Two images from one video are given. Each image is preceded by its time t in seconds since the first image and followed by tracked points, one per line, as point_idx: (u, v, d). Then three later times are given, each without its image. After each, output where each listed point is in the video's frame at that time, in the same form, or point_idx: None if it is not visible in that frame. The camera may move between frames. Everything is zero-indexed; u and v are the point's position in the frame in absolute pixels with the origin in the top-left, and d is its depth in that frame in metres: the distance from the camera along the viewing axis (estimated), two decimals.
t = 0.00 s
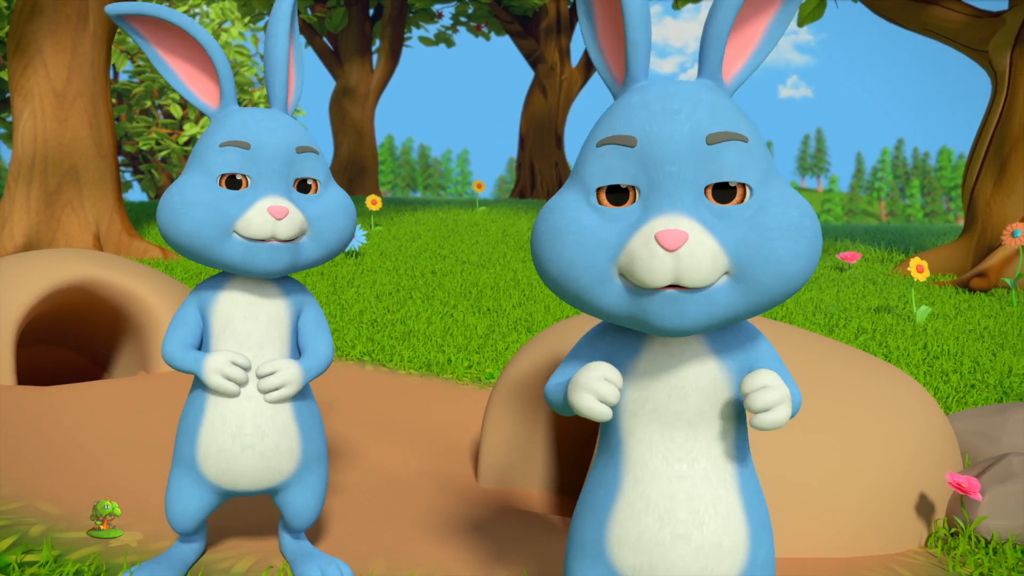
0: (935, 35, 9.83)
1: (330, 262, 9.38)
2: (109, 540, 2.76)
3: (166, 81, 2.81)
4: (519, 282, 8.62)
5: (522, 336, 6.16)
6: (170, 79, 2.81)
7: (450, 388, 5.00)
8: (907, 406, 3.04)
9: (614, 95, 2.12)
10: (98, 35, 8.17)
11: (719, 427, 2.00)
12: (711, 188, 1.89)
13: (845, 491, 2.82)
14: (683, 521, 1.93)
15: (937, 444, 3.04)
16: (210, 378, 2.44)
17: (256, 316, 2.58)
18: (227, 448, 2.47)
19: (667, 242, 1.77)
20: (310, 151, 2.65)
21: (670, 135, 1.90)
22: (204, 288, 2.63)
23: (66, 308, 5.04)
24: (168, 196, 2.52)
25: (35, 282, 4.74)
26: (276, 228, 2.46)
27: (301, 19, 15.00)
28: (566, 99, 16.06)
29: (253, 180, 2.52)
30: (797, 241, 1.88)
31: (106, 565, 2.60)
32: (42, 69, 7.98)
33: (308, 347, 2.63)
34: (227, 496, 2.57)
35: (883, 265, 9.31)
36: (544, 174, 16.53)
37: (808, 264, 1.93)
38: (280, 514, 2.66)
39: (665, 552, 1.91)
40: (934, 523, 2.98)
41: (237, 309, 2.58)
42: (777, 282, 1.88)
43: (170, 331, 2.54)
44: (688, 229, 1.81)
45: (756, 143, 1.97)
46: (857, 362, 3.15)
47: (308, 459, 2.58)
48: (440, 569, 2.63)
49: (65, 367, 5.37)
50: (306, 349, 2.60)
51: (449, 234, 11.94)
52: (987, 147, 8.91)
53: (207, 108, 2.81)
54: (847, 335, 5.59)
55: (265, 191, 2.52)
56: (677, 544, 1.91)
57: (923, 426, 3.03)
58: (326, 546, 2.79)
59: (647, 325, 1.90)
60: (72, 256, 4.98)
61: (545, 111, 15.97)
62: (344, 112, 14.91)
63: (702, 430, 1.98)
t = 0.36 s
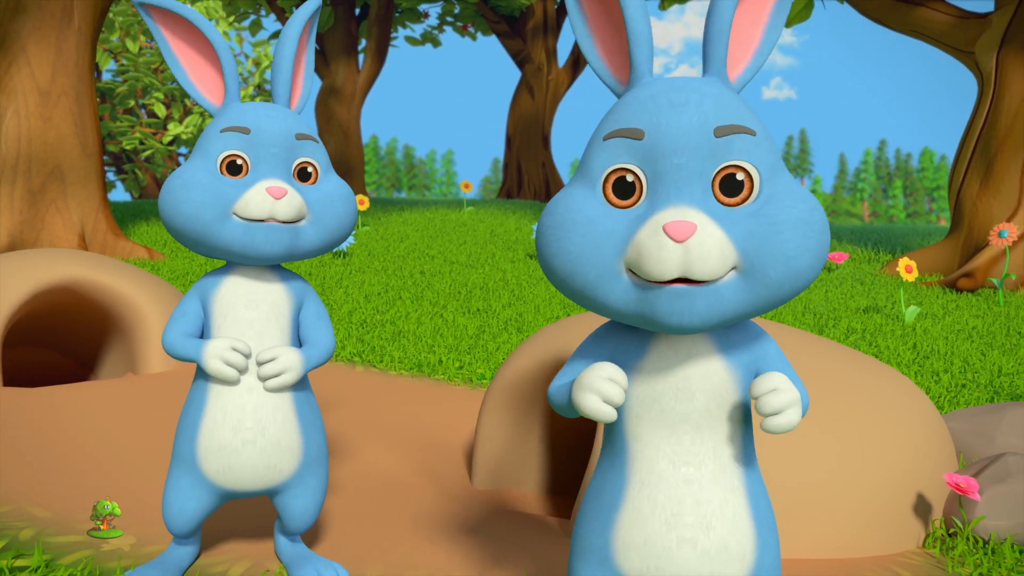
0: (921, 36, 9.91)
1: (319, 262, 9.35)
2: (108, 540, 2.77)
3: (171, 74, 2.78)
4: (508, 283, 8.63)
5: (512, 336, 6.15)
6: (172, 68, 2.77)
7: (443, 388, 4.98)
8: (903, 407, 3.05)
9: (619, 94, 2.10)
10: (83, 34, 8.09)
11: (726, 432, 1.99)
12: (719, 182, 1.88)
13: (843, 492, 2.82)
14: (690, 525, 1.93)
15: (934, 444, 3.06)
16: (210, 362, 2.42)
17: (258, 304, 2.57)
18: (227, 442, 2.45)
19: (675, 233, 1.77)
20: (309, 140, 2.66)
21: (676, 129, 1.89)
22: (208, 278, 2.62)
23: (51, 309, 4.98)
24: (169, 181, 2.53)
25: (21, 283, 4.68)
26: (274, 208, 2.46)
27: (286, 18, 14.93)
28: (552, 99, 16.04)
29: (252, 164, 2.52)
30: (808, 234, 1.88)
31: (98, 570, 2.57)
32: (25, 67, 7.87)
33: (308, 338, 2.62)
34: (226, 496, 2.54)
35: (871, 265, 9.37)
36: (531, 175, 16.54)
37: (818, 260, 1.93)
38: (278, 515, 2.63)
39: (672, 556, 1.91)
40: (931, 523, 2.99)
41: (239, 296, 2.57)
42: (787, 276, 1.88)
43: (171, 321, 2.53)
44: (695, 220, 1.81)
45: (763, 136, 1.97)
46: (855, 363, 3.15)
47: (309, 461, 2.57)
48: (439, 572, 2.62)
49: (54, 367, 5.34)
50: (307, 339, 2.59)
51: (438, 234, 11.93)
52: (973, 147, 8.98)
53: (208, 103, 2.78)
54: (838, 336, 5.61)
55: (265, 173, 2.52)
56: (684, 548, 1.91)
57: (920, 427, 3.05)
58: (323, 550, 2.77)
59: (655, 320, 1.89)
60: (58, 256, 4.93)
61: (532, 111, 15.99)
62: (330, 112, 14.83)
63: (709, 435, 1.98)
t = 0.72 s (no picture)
0: (906, 38, 10.00)
1: (306, 262, 9.30)
2: (105, 540, 2.76)
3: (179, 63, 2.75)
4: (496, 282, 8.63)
5: (502, 336, 6.14)
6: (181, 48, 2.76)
7: (434, 389, 4.97)
8: (900, 407, 3.06)
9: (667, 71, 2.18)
10: (66, 32, 7.99)
11: (751, 412, 1.99)
12: (765, 145, 1.94)
13: (841, 493, 2.84)
14: (712, 519, 1.91)
15: (932, 445, 3.08)
16: (205, 356, 2.41)
17: (253, 300, 2.55)
18: (224, 442, 2.43)
19: (721, 182, 1.83)
20: (307, 136, 2.64)
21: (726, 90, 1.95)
22: (201, 273, 2.60)
23: (35, 313, 4.89)
24: (163, 177, 2.51)
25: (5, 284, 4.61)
26: (271, 204, 2.44)
27: (270, 18, 14.84)
28: (538, 99, 16.05)
29: (249, 159, 2.49)
30: (850, 202, 1.94)
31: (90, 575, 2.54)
32: (8, 65, 7.79)
33: (305, 333, 2.60)
34: (221, 498, 2.52)
35: (857, 265, 9.44)
36: (516, 175, 16.55)
37: (858, 231, 1.98)
38: (273, 518, 2.61)
39: (696, 554, 1.90)
40: (929, 523, 3.01)
41: (234, 291, 2.55)
42: (828, 243, 1.93)
43: (165, 316, 2.51)
44: (743, 176, 1.87)
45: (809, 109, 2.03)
46: (851, 364, 3.17)
47: (307, 461, 2.54)
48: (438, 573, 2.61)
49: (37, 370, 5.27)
50: (303, 333, 2.57)
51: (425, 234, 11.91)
52: (958, 148, 9.07)
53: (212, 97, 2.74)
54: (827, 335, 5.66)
55: (261, 169, 2.49)
56: (708, 545, 1.90)
57: (918, 428, 3.07)
58: (320, 553, 2.75)
59: (694, 279, 1.93)
60: (43, 257, 4.86)
61: (517, 111, 16.00)
62: (315, 112, 14.74)
63: (732, 416, 1.98)
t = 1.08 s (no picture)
0: (892, 40, 10.09)
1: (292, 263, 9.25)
2: (106, 540, 2.77)
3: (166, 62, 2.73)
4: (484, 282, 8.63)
5: (492, 337, 6.14)
6: (158, 40, 2.74)
7: (424, 389, 4.95)
8: (896, 407, 3.08)
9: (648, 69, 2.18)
10: (49, 30, 7.90)
11: (754, 406, 2.00)
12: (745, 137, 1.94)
13: (840, 494, 2.85)
14: (721, 526, 1.91)
15: (929, 445, 3.10)
16: (201, 352, 2.39)
17: (249, 298, 2.53)
18: (221, 445, 2.41)
19: (702, 176, 1.84)
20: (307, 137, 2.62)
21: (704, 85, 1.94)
22: (195, 271, 2.57)
23: (19, 313, 4.85)
24: (159, 175, 2.48)
25: None
26: (269, 205, 2.43)
27: (254, 17, 14.76)
28: (524, 99, 16.05)
29: (248, 159, 2.48)
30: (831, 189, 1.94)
31: None
32: None
33: (302, 329, 2.58)
34: (217, 501, 2.50)
35: (843, 266, 9.50)
36: (502, 176, 16.54)
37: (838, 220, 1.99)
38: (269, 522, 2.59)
39: (705, 564, 1.90)
40: (927, 523, 3.04)
41: (230, 289, 2.52)
42: (811, 233, 1.93)
43: (160, 312, 2.48)
44: (724, 168, 1.87)
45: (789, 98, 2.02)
46: (848, 364, 3.18)
47: (304, 462, 2.52)
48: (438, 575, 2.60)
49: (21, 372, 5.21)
50: (300, 330, 2.56)
51: (411, 234, 11.88)
52: (944, 149, 9.16)
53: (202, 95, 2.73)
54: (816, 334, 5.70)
55: (259, 170, 2.47)
56: (716, 556, 1.90)
57: (916, 429, 3.09)
58: (316, 555, 2.73)
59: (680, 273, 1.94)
60: (27, 258, 4.81)
61: (503, 111, 16.01)
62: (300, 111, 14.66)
63: (735, 406, 1.98)
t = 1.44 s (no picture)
0: (878, 40, 10.13)
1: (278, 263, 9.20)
2: (107, 540, 2.78)
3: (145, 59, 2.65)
4: (472, 283, 8.63)
5: (482, 337, 6.14)
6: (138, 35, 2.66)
7: (415, 390, 4.94)
8: (894, 408, 3.10)
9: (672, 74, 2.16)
10: (32, 27, 7.82)
11: (765, 427, 1.99)
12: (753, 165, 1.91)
13: (841, 495, 2.86)
14: (729, 542, 1.92)
15: (927, 445, 3.13)
16: (205, 391, 2.37)
17: (245, 324, 2.52)
18: (206, 458, 2.39)
19: (703, 212, 1.82)
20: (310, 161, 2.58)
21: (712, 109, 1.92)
22: (180, 293, 2.52)
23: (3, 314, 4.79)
24: (159, 210, 2.37)
25: None
26: (290, 250, 2.43)
27: (238, 16, 14.66)
28: (510, 99, 16.05)
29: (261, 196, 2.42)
30: (842, 220, 1.90)
31: None
32: None
33: (289, 356, 2.64)
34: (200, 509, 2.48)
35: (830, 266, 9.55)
36: (488, 176, 16.53)
37: (851, 249, 1.94)
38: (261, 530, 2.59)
39: None
40: (926, 524, 3.07)
41: (222, 318, 2.50)
42: (818, 264, 1.90)
43: (146, 341, 2.43)
44: (728, 202, 1.84)
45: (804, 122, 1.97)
46: (844, 366, 3.20)
47: (286, 469, 2.51)
48: None
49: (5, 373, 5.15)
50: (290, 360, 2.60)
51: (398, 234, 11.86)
52: (929, 150, 9.22)
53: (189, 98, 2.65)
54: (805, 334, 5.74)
55: (273, 210, 2.44)
56: (725, 569, 1.91)
57: (915, 430, 3.12)
58: (312, 558, 2.72)
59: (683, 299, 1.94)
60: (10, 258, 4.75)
61: (488, 111, 16.00)
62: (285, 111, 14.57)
63: (746, 427, 1.97)
